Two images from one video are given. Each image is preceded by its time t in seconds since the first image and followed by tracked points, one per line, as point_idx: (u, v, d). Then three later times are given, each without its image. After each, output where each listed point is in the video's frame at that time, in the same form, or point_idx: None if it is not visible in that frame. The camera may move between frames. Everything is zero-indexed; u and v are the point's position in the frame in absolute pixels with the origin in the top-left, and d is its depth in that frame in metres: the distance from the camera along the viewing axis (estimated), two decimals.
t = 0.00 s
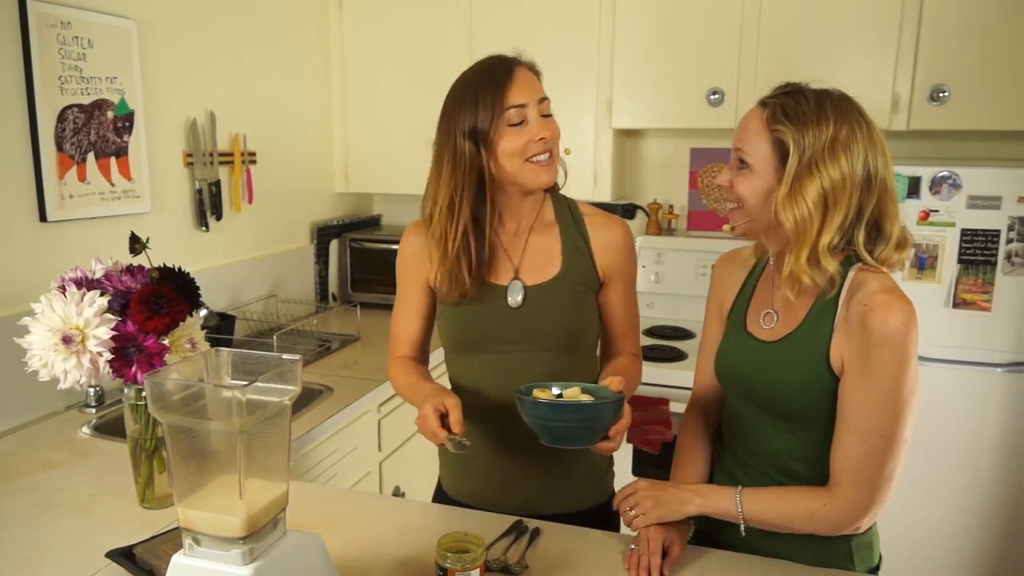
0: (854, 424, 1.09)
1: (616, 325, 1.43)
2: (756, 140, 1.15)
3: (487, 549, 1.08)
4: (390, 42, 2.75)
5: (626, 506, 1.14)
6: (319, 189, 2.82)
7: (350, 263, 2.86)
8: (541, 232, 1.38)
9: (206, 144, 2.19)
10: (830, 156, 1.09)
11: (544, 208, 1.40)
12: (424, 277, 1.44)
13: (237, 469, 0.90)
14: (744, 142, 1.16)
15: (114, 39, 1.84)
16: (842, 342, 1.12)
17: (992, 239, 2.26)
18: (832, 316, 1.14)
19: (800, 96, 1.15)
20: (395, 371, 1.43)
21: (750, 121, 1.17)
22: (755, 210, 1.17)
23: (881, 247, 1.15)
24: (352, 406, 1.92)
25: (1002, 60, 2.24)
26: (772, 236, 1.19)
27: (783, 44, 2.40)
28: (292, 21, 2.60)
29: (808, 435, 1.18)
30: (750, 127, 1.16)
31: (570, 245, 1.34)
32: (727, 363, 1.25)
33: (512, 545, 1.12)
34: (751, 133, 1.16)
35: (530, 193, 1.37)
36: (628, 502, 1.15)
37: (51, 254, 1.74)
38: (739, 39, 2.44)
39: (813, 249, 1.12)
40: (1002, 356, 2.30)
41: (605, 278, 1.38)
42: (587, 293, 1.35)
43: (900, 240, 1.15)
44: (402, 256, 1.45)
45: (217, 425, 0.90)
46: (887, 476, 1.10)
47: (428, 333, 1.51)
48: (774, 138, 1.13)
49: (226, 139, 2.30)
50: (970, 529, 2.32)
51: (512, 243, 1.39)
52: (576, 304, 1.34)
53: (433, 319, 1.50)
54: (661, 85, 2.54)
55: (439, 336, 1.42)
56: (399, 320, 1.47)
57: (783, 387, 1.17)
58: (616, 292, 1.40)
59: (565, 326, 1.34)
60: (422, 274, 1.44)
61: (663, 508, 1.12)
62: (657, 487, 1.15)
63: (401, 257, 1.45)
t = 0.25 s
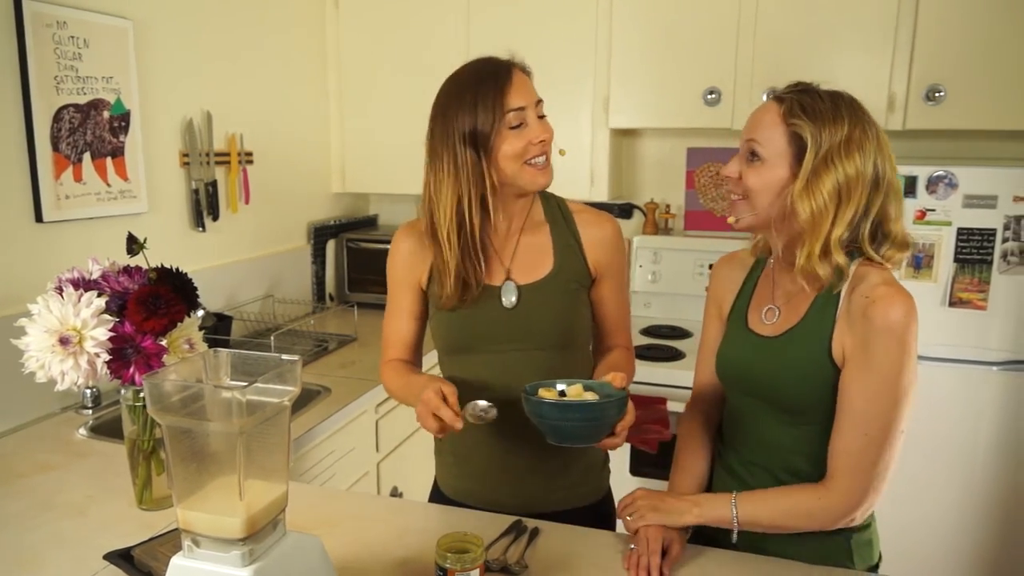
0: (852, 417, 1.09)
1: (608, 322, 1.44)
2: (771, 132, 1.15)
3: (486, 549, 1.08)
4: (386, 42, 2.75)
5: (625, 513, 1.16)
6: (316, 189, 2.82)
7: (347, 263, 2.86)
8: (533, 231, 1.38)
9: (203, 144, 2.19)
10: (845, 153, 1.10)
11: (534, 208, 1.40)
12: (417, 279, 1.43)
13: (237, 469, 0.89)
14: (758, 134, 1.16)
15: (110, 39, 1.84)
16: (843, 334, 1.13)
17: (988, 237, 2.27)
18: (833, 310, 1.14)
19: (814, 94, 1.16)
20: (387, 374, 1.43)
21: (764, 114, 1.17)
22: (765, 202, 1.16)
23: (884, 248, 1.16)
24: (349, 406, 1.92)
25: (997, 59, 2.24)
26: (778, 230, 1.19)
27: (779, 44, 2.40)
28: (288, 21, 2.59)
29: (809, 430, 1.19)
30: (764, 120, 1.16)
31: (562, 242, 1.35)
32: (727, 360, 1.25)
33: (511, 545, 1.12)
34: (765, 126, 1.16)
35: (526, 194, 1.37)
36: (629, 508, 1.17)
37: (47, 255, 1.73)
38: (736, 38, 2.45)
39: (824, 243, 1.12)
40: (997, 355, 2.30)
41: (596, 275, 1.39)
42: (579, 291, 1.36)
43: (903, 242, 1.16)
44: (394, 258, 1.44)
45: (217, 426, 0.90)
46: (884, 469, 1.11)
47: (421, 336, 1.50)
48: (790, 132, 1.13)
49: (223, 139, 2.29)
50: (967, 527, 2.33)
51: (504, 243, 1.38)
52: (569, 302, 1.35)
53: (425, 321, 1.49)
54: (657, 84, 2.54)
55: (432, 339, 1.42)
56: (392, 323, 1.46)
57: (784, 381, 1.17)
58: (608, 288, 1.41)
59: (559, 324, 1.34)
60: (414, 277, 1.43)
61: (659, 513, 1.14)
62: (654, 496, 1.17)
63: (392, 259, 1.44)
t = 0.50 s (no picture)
0: (842, 409, 1.11)
1: (594, 321, 1.45)
2: (778, 129, 1.16)
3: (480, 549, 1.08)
4: (375, 41, 2.74)
5: (619, 512, 1.17)
6: (305, 189, 2.81)
7: (337, 263, 2.85)
8: (519, 231, 1.38)
9: (191, 144, 2.17)
10: (848, 153, 1.14)
11: (521, 208, 1.40)
12: (401, 277, 1.43)
13: (233, 471, 0.89)
14: (764, 130, 1.17)
15: (97, 37, 1.82)
16: (834, 327, 1.15)
17: (975, 236, 2.28)
18: (823, 305, 1.16)
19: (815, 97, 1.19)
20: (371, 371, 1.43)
21: (768, 112, 1.19)
22: (769, 198, 1.17)
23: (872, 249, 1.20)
24: (341, 407, 1.92)
25: (982, 59, 2.26)
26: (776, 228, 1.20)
27: (767, 43, 2.42)
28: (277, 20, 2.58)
29: (800, 424, 1.20)
30: (768, 118, 1.18)
31: (549, 242, 1.35)
32: (718, 358, 1.26)
33: (506, 545, 1.12)
34: (771, 123, 1.17)
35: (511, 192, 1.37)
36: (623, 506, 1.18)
37: (35, 256, 1.72)
38: (724, 38, 2.46)
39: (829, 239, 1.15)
40: (983, 352, 2.32)
41: (582, 275, 1.39)
42: (565, 291, 1.36)
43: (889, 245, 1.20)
44: (379, 257, 1.44)
45: (211, 428, 0.90)
46: (874, 460, 1.13)
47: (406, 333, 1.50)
48: (798, 130, 1.15)
49: (211, 138, 2.28)
50: (954, 523, 2.36)
51: (490, 242, 1.38)
52: (557, 303, 1.35)
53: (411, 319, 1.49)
54: (647, 84, 2.55)
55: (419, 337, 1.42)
56: (377, 320, 1.46)
57: (775, 376, 1.19)
58: (594, 288, 1.41)
59: (545, 324, 1.34)
60: (399, 274, 1.43)
61: (655, 512, 1.15)
62: (649, 494, 1.18)
63: (377, 258, 1.44)
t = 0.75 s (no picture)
0: (835, 399, 1.15)
1: (579, 323, 1.44)
2: (781, 129, 1.19)
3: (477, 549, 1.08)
4: (367, 41, 2.74)
5: (617, 511, 1.18)
6: (296, 189, 2.80)
7: (328, 263, 2.84)
8: (504, 232, 1.38)
9: (183, 144, 2.16)
10: (840, 151, 1.20)
11: (509, 207, 1.41)
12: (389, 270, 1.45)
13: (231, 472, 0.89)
14: (767, 130, 1.19)
15: (88, 37, 1.81)
16: (825, 319, 1.18)
17: (964, 235, 2.30)
18: (813, 299, 1.19)
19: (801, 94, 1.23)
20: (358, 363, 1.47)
21: (765, 111, 1.20)
22: (774, 198, 1.19)
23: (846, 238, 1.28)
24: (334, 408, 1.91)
25: (971, 60, 2.28)
26: (775, 226, 1.22)
27: (758, 44, 2.43)
28: (269, 19, 2.57)
29: (791, 417, 1.23)
30: (768, 117, 1.20)
31: (534, 244, 1.35)
32: (707, 355, 1.27)
33: (503, 544, 1.13)
34: (773, 123, 1.19)
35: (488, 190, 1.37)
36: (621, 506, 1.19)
37: (26, 257, 1.70)
38: (716, 38, 2.47)
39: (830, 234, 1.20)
40: (973, 350, 2.34)
41: (567, 277, 1.39)
42: (548, 294, 1.36)
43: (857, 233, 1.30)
44: (370, 251, 1.48)
45: (208, 429, 0.90)
46: (864, 449, 1.17)
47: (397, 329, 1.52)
48: (800, 129, 1.18)
49: (202, 138, 2.27)
50: (944, 520, 2.38)
51: (473, 241, 1.40)
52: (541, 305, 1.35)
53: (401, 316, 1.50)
54: (639, 84, 2.56)
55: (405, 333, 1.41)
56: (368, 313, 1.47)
57: (769, 370, 1.20)
58: (579, 290, 1.40)
59: (529, 326, 1.34)
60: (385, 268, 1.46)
61: (653, 511, 1.16)
62: (646, 494, 1.20)
63: (369, 252, 1.48)
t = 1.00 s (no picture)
0: (819, 388, 1.21)
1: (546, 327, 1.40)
2: (775, 127, 1.25)
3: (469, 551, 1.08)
4: (349, 40, 2.72)
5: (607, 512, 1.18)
6: (278, 189, 2.78)
7: (311, 264, 2.82)
8: (469, 233, 1.38)
9: (164, 144, 2.13)
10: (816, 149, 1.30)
11: (477, 208, 1.39)
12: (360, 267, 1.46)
13: (223, 475, 0.88)
14: (761, 128, 1.24)
15: (67, 35, 1.78)
16: (807, 311, 1.23)
17: (943, 235, 2.33)
18: (795, 291, 1.24)
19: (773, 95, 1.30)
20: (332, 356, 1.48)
21: (755, 110, 1.25)
22: (774, 195, 1.24)
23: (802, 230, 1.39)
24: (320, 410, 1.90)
25: (948, 61, 2.32)
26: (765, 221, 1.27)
27: (740, 45, 2.45)
28: (250, 18, 2.55)
29: (772, 410, 1.26)
30: (759, 116, 1.25)
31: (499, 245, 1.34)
32: (687, 350, 1.29)
33: (493, 545, 1.13)
34: (765, 121, 1.25)
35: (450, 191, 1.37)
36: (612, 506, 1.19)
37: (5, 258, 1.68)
38: (698, 38, 2.49)
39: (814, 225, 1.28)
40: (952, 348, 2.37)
41: (534, 278, 1.37)
42: (514, 295, 1.35)
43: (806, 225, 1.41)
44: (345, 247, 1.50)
45: (198, 432, 0.89)
46: (842, 436, 1.23)
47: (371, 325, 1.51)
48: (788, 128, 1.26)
49: (183, 138, 2.24)
50: (924, 515, 2.41)
51: (438, 242, 1.39)
52: (507, 306, 1.34)
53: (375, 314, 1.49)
54: (622, 84, 2.56)
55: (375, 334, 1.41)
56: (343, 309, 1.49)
57: (753, 363, 1.24)
58: (547, 292, 1.38)
59: (495, 327, 1.34)
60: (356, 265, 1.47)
61: (645, 512, 1.16)
62: (636, 494, 1.20)
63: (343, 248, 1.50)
